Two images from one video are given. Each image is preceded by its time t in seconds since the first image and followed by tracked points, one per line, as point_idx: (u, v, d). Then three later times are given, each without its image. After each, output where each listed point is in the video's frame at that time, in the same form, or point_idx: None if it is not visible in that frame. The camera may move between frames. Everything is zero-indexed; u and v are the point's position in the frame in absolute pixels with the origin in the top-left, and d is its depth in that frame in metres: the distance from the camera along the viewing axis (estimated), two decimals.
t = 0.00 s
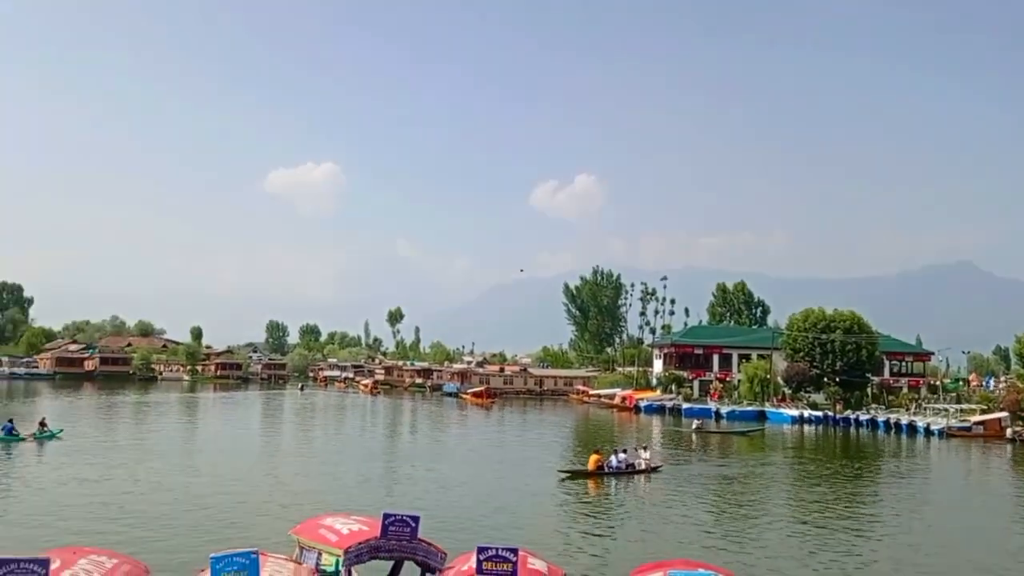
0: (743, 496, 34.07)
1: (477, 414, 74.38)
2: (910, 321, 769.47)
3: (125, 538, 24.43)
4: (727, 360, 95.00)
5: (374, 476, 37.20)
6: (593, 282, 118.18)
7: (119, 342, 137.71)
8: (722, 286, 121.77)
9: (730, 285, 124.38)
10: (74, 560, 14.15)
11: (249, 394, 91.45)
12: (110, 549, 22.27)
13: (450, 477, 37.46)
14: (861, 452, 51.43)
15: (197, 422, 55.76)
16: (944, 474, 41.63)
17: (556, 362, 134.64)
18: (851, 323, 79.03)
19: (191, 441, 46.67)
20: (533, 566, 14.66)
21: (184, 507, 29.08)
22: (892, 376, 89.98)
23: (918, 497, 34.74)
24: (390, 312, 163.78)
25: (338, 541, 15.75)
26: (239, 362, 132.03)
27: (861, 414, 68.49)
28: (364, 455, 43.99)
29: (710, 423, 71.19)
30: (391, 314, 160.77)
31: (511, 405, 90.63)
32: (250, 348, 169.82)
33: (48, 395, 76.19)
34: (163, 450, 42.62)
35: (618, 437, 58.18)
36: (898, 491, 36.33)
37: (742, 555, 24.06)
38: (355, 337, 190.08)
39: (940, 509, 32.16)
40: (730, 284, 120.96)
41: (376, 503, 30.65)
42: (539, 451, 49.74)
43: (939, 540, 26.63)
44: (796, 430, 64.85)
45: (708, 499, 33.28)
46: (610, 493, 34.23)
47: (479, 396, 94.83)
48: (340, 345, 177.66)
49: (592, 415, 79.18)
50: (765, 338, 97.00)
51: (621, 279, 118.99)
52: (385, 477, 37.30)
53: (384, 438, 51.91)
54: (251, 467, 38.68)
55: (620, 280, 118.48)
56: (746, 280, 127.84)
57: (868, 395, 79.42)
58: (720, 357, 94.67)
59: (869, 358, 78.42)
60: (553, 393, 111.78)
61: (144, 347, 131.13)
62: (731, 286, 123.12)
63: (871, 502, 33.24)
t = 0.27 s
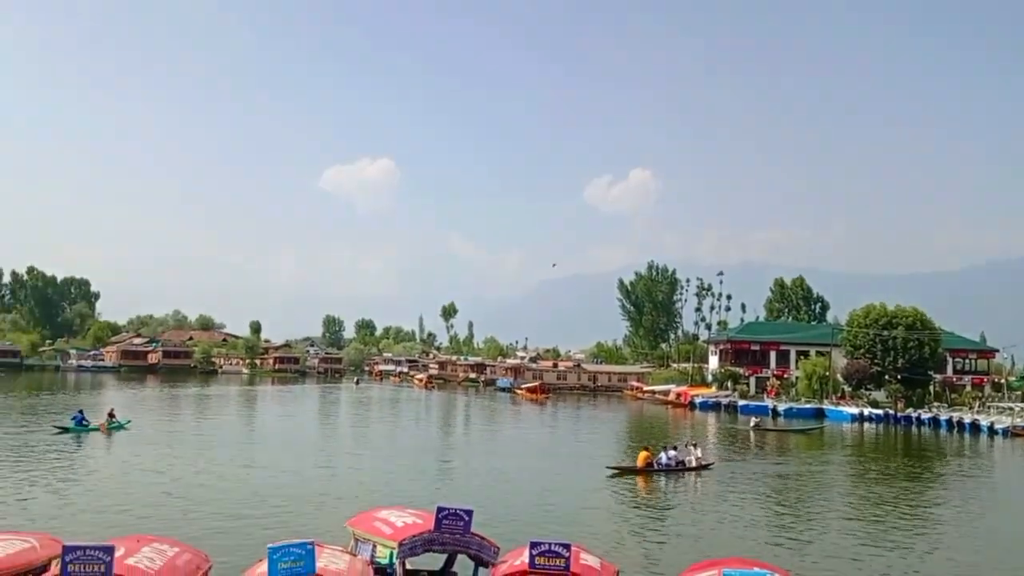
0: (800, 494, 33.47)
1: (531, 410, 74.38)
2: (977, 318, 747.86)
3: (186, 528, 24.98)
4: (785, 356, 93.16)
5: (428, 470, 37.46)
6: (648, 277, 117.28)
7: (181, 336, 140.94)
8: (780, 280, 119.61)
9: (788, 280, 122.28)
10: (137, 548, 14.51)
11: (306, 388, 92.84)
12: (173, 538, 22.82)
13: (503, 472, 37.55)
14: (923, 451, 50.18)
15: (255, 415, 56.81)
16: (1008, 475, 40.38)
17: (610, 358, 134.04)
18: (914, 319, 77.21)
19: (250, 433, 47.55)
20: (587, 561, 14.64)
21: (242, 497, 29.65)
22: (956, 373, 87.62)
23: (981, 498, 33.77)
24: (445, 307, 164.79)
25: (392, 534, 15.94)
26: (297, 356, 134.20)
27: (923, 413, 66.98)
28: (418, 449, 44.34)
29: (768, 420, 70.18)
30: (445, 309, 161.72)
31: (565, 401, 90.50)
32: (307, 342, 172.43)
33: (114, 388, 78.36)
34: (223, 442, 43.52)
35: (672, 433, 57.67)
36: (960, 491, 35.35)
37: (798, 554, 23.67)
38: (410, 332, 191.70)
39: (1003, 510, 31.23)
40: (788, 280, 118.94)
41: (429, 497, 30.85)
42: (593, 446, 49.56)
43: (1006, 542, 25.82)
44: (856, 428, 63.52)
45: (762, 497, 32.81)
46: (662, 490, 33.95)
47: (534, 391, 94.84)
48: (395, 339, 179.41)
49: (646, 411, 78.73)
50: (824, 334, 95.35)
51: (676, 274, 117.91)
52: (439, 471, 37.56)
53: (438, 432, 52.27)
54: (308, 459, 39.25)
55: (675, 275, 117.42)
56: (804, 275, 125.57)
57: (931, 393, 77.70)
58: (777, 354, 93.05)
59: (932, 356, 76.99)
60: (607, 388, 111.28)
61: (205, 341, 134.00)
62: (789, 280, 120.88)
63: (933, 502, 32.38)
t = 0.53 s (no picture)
0: (827, 493, 33.19)
1: (556, 407, 74.39)
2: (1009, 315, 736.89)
3: (215, 522, 25.27)
4: (813, 353, 92.75)
5: (453, 467, 37.57)
6: (674, 274, 116.76)
7: (209, 332, 142.35)
8: (808, 278, 118.79)
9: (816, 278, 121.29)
10: (166, 542, 14.71)
11: (333, 384, 93.47)
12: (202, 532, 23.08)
13: (528, 469, 37.61)
14: (953, 450, 49.56)
15: (283, 411, 57.30)
16: None
17: (636, 355, 133.61)
18: (944, 317, 76.28)
19: (278, 429, 47.98)
20: (611, 559, 14.56)
21: (270, 492, 29.96)
22: (986, 371, 86.69)
23: (1012, 497, 33.26)
24: (470, 304, 165.07)
25: (418, 530, 16.03)
26: (323, 352, 135.09)
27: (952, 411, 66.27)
28: (444, 445, 44.48)
29: (795, 418, 69.68)
30: (471, 306, 161.99)
31: (590, 398, 90.40)
32: (333, 339, 173.49)
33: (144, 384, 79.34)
34: (251, 437, 43.95)
35: (698, 431, 57.41)
36: (991, 491, 34.84)
37: (826, 554, 23.44)
38: (435, 329, 192.27)
39: None
40: (816, 277, 117.93)
41: (454, 494, 30.93)
42: (618, 443, 49.45)
43: None
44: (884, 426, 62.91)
45: (789, 496, 32.55)
46: (688, 487, 33.80)
47: (560, 388, 94.84)
48: (420, 336, 180.04)
49: (672, 408, 78.41)
50: (853, 331, 94.42)
51: (703, 271, 117.25)
52: (464, 467, 37.71)
53: (463, 429, 52.39)
54: (335, 455, 39.52)
55: (701, 272, 116.76)
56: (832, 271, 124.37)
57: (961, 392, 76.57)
58: (805, 351, 92.49)
59: (962, 354, 75.98)
60: (633, 385, 110.98)
61: (233, 338, 135.26)
62: (817, 278, 119.97)
63: (964, 501, 31.94)
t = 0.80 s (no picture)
0: (845, 492, 33.02)
1: (573, 405, 74.40)
2: None
3: (234, 519, 25.45)
4: (831, 352, 92.24)
5: (470, 464, 37.62)
6: (691, 271, 116.37)
7: (227, 329, 143.19)
8: (826, 275, 118.09)
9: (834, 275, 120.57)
10: (185, 538, 14.82)
11: (350, 381, 93.89)
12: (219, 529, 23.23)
13: (544, 466, 37.62)
14: (973, 449, 49.14)
15: (300, 409, 57.55)
16: None
17: (652, 353, 133.29)
18: (963, 315, 75.59)
19: (296, 426, 48.20)
20: (628, 557, 14.54)
21: (288, 490, 30.09)
22: (1006, 370, 85.94)
23: None
24: (486, 302, 165.25)
25: (434, 527, 16.06)
26: (340, 350, 135.67)
27: (971, 410, 65.78)
28: (461, 443, 44.52)
29: (813, 416, 69.26)
30: (487, 303, 162.14)
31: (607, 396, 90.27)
32: (350, 336, 174.09)
33: (163, 381, 79.91)
34: (269, 434, 44.18)
35: (715, 429, 57.22)
36: (1011, 491, 34.49)
37: (844, 554, 23.26)
38: (451, 326, 192.64)
39: None
40: (834, 275, 117.24)
41: (470, 491, 30.97)
42: (635, 441, 49.38)
43: None
44: (902, 425, 62.49)
45: (806, 495, 32.35)
46: (704, 486, 33.72)
47: (576, 386, 94.78)
48: (437, 334, 180.28)
49: (688, 406, 78.17)
50: (871, 329, 93.76)
51: (720, 269, 116.75)
52: (480, 465, 37.76)
53: (480, 427, 52.46)
54: (352, 452, 39.69)
55: (718, 270, 116.27)
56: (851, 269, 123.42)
57: (980, 391, 75.77)
58: (823, 349, 92.00)
59: (982, 352, 75.05)
60: (649, 383, 110.74)
61: (251, 335, 136.03)
62: (835, 275, 119.21)
63: (984, 501, 31.64)
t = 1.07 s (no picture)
0: (849, 493, 32.92)
1: (577, 405, 74.37)
2: None
3: (237, 518, 25.51)
4: (835, 352, 92.09)
5: (473, 464, 37.65)
6: (695, 271, 116.24)
7: (231, 328, 143.48)
8: (830, 275, 117.84)
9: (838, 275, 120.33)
10: (187, 537, 14.87)
11: (353, 380, 94.01)
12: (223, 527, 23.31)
13: (546, 466, 37.62)
14: (977, 449, 49.03)
15: (304, 408, 57.65)
16: None
17: (656, 353, 133.22)
18: (968, 315, 75.37)
19: (299, 425, 48.26)
20: (630, 557, 14.37)
21: (291, 488, 30.16)
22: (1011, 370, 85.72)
23: None
24: (491, 301, 165.31)
25: (437, 526, 16.08)
26: (344, 349, 135.86)
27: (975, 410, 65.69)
28: (464, 443, 44.57)
29: (817, 416, 69.17)
30: (491, 303, 162.19)
31: (611, 395, 90.29)
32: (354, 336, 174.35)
33: (167, 379, 80.07)
34: (272, 433, 44.24)
35: (719, 429, 57.22)
36: (1016, 492, 34.41)
37: (848, 554, 23.23)
38: (456, 325, 192.72)
39: None
40: (839, 274, 117.04)
41: (473, 491, 30.95)
42: (638, 441, 49.39)
43: None
44: (906, 425, 62.40)
45: (810, 495, 32.32)
46: (709, 485, 33.67)
47: (581, 385, 94.80)
48: (441, 333, 180.47)
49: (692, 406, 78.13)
50: (875, 329, 93.58)
51: (725, 268, 116.58)
52: (484, 464, 37.79)
53: (484, 426, 52.54)
54: (355, 451, 39.75)
55: (723, 269, 116.09)
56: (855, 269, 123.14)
57: (985, 391, 75.62)
58: (827, 349, 91.85)
59: (986, 352, 74.86)
60: (654, 383, 110.69)
61: (255, 335, 136.27)
62: (839, 275, 118.98)
63: (987, 502, 31.55)
